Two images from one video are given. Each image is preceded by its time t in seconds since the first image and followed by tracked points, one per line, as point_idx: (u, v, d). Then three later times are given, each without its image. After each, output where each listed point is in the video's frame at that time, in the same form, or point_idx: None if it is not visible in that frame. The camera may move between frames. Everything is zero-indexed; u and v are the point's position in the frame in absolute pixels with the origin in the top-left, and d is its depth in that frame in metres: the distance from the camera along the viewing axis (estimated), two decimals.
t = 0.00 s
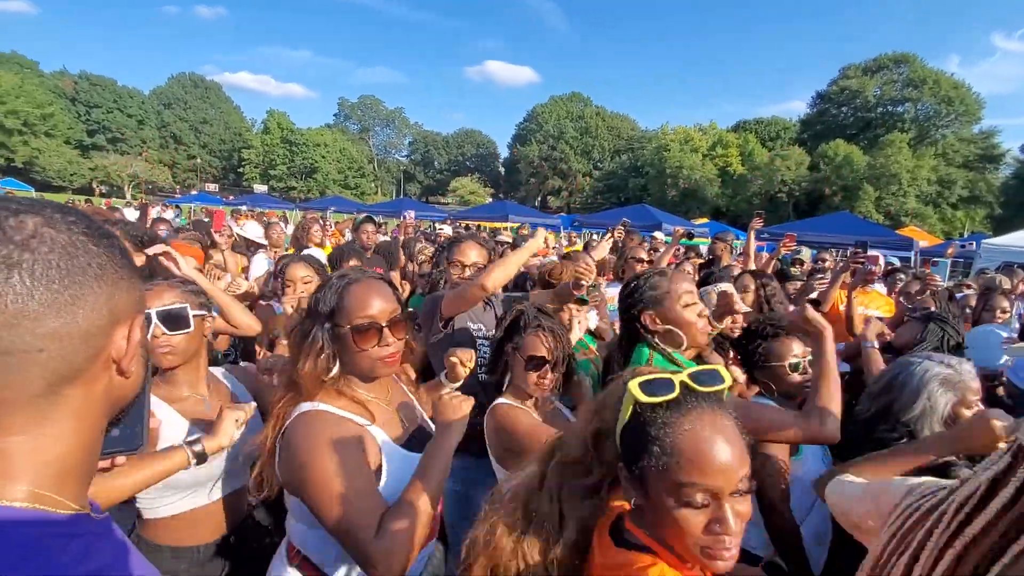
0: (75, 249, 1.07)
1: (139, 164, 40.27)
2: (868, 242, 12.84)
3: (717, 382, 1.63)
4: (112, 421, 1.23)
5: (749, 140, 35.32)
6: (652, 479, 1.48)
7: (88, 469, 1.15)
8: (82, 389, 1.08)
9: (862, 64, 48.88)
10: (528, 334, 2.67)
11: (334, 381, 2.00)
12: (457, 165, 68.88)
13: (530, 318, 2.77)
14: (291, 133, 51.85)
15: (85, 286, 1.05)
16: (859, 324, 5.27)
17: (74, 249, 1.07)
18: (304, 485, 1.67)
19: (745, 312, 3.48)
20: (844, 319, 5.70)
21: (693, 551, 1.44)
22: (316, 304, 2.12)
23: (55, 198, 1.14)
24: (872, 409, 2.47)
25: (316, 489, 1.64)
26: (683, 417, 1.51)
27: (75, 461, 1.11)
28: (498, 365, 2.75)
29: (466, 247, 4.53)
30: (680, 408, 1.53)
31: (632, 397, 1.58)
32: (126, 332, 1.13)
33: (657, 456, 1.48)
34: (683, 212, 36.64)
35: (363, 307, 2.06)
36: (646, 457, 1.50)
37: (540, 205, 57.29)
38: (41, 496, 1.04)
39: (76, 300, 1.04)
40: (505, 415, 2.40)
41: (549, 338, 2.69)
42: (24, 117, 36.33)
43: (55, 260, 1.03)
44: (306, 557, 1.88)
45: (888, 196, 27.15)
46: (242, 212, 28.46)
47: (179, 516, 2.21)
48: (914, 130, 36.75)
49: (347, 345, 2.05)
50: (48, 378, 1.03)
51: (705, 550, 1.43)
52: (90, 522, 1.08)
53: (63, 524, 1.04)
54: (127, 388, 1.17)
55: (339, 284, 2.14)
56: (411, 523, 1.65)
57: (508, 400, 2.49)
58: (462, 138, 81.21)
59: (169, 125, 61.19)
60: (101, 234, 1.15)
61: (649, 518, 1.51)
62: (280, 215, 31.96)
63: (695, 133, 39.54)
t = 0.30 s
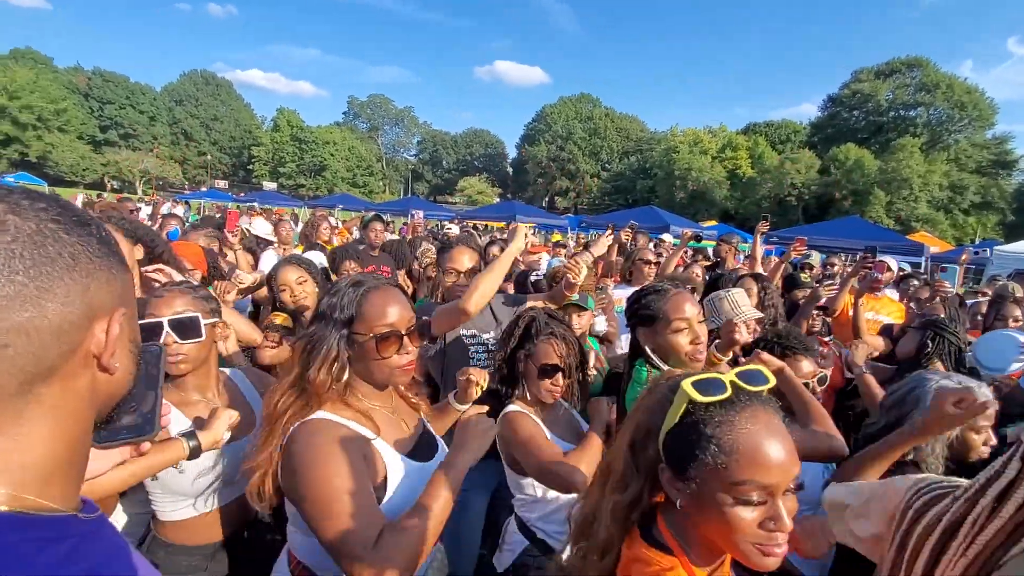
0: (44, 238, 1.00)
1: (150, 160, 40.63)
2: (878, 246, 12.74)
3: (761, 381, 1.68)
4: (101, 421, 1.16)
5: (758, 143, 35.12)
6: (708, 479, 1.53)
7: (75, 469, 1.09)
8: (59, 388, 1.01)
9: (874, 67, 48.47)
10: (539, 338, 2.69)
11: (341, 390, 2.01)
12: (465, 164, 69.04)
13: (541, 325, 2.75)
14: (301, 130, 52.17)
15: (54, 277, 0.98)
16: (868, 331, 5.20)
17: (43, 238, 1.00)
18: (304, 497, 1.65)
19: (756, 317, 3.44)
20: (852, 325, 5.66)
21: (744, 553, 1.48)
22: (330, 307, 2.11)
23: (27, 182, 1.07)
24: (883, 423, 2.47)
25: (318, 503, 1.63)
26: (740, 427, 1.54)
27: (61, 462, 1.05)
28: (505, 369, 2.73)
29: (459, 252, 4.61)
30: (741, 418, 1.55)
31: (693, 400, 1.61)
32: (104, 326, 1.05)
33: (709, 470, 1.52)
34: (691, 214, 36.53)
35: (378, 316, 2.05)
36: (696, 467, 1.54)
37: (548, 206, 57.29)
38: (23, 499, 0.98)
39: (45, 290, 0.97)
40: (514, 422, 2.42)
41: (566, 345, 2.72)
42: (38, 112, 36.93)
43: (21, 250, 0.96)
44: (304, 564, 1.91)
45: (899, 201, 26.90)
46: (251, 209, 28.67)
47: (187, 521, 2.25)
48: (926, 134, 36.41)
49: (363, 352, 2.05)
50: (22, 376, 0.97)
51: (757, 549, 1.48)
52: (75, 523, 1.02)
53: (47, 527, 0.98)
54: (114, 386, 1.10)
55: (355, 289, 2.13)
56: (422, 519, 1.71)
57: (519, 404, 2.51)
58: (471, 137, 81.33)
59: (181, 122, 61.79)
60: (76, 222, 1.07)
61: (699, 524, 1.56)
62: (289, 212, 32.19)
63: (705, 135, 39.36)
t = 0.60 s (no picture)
0: (38, 235, 1.00)
1: (158, 158, 40.95)
2: (885, 250, 12.67)
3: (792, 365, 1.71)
4: (103, 424, 1.17)
5: (765, 145, 35.00)
6: (744, 452, 1.52)
7: (74, 471, 1.10)
8: (52, 390, 1.02)
9: (884, 70, 48.10)
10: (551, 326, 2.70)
11: (356, 377, 2.03)
12: (471, 164, 69.02)
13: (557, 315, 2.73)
14: (308, 129, 52.42)
15: (43, 275, 0.97)
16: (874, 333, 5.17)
17: (36, 235, 1.00)
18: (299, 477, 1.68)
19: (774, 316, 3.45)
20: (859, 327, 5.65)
21: (765, 522, 1.48)
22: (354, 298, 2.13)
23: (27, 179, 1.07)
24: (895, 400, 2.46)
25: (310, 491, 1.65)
26: (781, 406, 1.53)
27: (56, 465, 1.06)
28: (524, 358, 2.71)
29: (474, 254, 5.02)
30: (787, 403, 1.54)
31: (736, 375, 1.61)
32: (99, 329, 1.04)
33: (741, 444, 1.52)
34: (697, 216, 36.43)
35: (402, 309, 2.06)
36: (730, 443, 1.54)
37: (553, 207, 57.28)
38: (15, 503, 0.99)
39: (34, 289, 0.96)
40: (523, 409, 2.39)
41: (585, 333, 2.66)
42: (47, 110, 37.27)
43: (16, 247, 0.96)
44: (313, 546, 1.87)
45: (907, 205, 26.70)
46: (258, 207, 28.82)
47: (196, 517, 2.25)
48: (935, 138, 36.14)
49: (387, 345, 2.05)
50: (13, 379, 0.97)
51: (782, 520, 1.48)
52: (68, 527, 1.02)
53: (36, 535, 0.98)
54: (112, 392, 1.10)
55: (382, 280, 2.15)
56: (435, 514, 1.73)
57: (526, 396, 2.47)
58: (477, 138, 81.44)
59: (189, 120, 62.23)
60: (77, 221, 1.08)
61: (732, 493, 1.54)
62: (296, 210, 32.34)
63: (711, 137, 39.26)
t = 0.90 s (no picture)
0: (62, 242, 1.01)
1: (163, 159, 41.07)
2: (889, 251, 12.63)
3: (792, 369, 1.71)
4: (119, 425, 1.19)
5: (769, 146, 34.92)
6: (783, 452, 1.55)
7: (87, 471, 1.11)
8: (70, 392, 1.03)
9: (889, 70, 47.91)
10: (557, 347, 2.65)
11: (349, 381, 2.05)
12: (474, 165, 69.02)
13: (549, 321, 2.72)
14: (312, 130, 52.60)
15: (66, 281, 0.99)
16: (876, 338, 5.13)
17: (59, 242, 1.00)
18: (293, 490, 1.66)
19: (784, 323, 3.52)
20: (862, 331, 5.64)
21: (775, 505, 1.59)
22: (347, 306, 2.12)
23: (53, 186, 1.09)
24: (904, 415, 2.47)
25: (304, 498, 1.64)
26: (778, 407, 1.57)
27: (69, 466, 1.07)
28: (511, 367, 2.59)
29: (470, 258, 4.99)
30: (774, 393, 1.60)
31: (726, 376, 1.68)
32: (118, 333, 1.06)
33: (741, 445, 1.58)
34: (701, 217, 36.33)
35: (390, 316, 2.05)
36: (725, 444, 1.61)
37: (556, 208, 57.21)
38: (27, 503, 0.99)
39: (56, 294, 0.98)
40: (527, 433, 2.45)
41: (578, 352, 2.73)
42: (54, 110, 37.53)
43: (38, 255, 0.98)
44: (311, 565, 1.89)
45: (912, 206, 26.56)
46: (261, 208, 28.87)
47: (183, 532, 2.24)
48: (941, 139, 35.99)
49: (379, 351, 2.04)
50: (31, 383, 0.99)
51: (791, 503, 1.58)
52: (82, 531, 1.05)
53: (46, 535, 0.98)
54: (129, 395, 1.12)
55: (375, 286, 2.16)
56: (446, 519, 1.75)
57: (531, 421, 2.50)
58: (481, 138, 81.48)
59: (194, 121, 62.47)
60: (100, 227, 1.08)
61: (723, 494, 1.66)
62: (299, 211, 32.39)
63: (715, 138, 39.14)
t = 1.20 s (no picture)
0: (63, 249, 1.01)
1: (167, 158, 41.28)
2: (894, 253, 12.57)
3: (782, 372, 1.81)
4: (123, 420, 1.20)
5: (773, 147, 34.85)
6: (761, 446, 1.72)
7: (94, 469, 1.12)
8: (78, 396, 1.04)
9: (893, 71, 47.71)
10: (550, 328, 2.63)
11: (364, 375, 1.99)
12: (478, 165, 69.11)
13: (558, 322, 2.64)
14: (315, 130, 52.74)
15: (70, 288, 0.99)
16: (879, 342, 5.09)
17: (60, 250, 1.00)
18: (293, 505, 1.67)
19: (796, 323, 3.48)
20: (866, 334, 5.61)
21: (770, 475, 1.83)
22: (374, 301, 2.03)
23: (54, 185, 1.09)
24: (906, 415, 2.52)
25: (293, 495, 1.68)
26: (761, 400, 1.73)
27: (78, 466, 1.08)
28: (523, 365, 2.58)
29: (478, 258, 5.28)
30: (752, 388, 1.74)
31: (718, 377, 1.76)
32: (123, 335, 1.07)
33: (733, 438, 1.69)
34: (704, 218, 36.26)
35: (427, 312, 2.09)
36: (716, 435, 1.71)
37: (559, 208, 57.20)
38: (38, 505, 1.00)
39: (62, 302, 0.99)
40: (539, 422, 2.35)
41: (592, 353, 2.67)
42: (59, 110, 37.75)
43: (41, 263, 0.98)
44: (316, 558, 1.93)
45: (916, 208, 26.44)
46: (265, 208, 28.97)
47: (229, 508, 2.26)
48: (946, 140, 35.87)
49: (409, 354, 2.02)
50: (37, 391, 0.99)
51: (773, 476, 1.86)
52: (90, 531, 1.06)
53: (60, 536, 1.01)
54: (134, 394, 1.12)
55: (405, 285, 2.11)
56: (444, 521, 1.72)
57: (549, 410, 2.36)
58: (483, 139, 81.49)
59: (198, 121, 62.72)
60: (101, 228, 1.08)
61: (715, 484, 1.73)
62: (302, 210, 32.47)
63: (719, 139, 39.06)
